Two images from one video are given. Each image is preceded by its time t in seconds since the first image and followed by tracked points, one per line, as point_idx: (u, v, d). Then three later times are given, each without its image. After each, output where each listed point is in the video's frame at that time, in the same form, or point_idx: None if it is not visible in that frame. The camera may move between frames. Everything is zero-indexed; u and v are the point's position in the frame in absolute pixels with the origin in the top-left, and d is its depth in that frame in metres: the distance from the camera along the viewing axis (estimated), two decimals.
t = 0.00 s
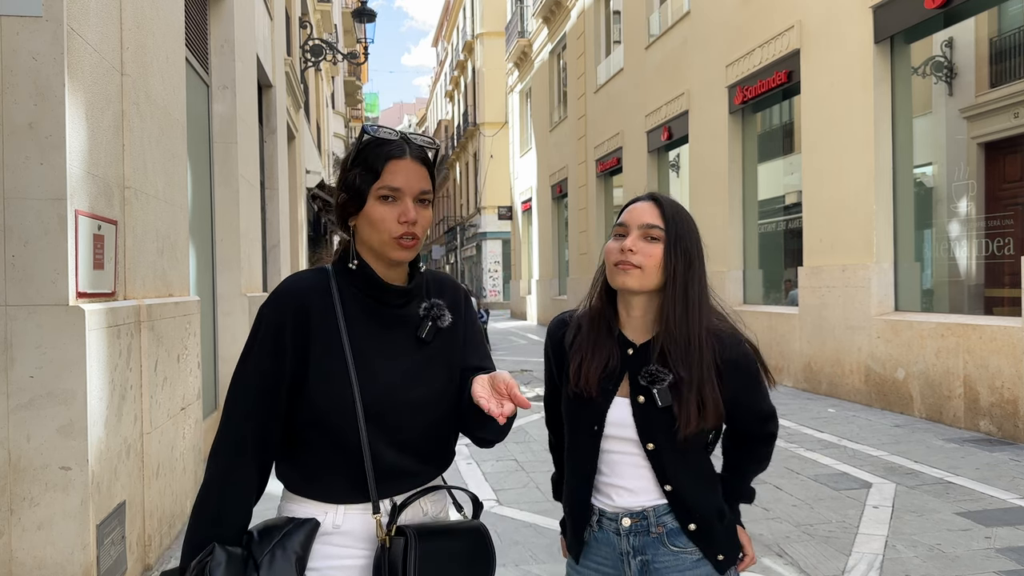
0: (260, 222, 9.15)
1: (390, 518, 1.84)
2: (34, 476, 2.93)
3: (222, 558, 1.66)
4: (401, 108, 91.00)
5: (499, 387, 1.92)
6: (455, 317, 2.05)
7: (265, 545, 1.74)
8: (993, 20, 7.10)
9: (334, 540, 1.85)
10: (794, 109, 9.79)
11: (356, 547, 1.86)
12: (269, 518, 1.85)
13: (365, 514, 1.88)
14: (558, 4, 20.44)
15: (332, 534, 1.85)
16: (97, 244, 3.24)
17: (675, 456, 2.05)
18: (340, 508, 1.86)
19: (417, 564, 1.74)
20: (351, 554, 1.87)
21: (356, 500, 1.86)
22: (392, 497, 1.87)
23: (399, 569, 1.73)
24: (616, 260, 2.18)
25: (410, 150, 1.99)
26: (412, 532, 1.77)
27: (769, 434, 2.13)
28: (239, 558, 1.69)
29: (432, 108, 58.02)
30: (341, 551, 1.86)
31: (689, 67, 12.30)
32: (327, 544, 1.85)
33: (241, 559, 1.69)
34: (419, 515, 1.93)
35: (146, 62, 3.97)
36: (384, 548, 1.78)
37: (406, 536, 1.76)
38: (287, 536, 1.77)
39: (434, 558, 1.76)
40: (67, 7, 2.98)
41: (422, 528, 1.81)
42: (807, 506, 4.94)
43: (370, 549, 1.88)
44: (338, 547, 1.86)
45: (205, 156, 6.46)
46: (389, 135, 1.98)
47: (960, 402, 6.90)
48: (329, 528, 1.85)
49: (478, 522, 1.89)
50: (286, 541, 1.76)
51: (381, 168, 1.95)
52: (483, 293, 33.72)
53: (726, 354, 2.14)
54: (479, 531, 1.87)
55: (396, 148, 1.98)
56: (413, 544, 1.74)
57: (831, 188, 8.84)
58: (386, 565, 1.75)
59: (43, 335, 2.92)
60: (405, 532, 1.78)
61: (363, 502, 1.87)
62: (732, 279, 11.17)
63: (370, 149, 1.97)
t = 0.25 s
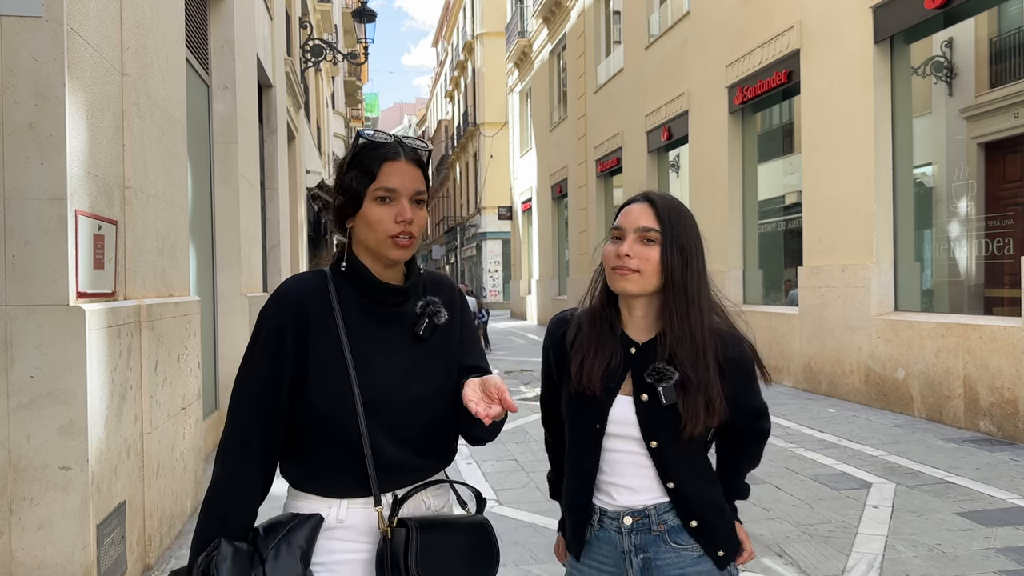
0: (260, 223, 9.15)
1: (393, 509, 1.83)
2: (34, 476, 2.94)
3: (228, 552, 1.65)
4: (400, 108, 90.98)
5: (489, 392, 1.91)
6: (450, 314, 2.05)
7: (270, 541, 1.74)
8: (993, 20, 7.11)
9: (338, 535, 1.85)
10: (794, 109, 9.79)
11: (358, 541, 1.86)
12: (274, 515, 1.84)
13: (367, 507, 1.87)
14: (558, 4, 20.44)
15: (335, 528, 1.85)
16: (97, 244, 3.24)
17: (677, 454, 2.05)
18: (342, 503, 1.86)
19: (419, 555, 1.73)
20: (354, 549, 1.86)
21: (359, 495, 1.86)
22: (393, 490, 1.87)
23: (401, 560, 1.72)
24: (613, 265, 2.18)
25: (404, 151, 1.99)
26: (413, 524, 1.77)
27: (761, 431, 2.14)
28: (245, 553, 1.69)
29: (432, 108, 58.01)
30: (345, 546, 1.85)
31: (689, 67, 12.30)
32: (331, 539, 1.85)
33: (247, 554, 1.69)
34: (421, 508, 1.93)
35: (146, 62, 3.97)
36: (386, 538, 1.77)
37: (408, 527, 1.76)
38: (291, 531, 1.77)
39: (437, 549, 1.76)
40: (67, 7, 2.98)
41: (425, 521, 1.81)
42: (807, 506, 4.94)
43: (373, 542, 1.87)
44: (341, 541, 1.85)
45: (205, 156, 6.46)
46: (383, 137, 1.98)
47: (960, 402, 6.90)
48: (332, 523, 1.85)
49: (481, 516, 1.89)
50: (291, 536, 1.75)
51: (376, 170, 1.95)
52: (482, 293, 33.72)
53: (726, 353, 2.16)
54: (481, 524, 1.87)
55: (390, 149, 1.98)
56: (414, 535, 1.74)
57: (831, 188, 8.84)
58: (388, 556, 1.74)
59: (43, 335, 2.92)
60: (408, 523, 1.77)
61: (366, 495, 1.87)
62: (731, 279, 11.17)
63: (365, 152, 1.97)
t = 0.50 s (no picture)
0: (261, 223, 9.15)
1: (392, 500, 1.83)
2: (34, 476, 2.94)
3: (224, 543, 1.66)
4: (400, 108, 90.96)
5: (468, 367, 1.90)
6: (449, 306, 2.05)
7: (268, 532, 1.74)
8: (993, 20, 7.11)
9: (337, 528, 1.84)
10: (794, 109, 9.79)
11: (359, 534, 1.85)
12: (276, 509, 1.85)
13: (368, 501, 1.86)
14: (558, 4, 20.44)
15: (335, 522, 1.84)
16: (97, 244, 3.25)
17: (676, 454, 2.06)
18: (343, 497, 1.85)
19: (418, 546, 1.73)
20: (354, 542, 1.85)
21: (359, 488, 1.85)
22: (393, 483, 1.86)
23: (400, 551, 1.72)
24: (617, 262, 2.18)
25: (405, 154, 1.99)
26: (413, 515, 1.77)
27: (755, 424, 2.16)
28: (242, 545, 1.69)
29: (432, 108, 58.01)
30: (345, 541, 1.85)
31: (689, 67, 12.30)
32: (332, 532, 1.84)
33: (243, 545, 1.69)
34: (420, 502, 1.90)
35: (146, 62, 3.97)
36: (385, 529, 1.78)
37: (407, 517, 1.77)
38: (290, 524, 1.76)
39: (436, 541, 1.76)
40: (67, 7, 2.98)
41: (424, 513, 1.81)
42: (807, 505, 4.94)
43: (373, 536, 1.86)
44: (342, 534, 1.85)
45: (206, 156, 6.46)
46: (384, 141, 1.98)
47: (960, 402, 6.90)
48: (332, 517, 1.84)
49: (483, 513, 1.89)
50: (289, 529, 1.75)
51: (378, 172, 1.95)
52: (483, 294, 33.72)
53: (721, 350, 2.17)
54: (481, 520, 1.87)
55: (391, 152, 1.98)
56: (413, 525, 1.75)
57: (831, 188, 8.84)
58: (389, 547, 1.75)
59: (43, 336, 2.92)
60: (407, 514, 1.78)
61: (366, 490, 1.86)
62: (732, 279, 11.17)
63: (366, 155, 1.97)
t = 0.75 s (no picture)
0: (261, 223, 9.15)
1: (397, 493, 1.85)
2: (34, 476, 2.94)
3: (221, 540, 1.67)
4: (400, 109, 90.94)
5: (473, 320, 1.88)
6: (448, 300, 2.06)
7: (268, 528, 1.75)
8: (993, 20, 7.11)
9: (343, 521, 1.86)
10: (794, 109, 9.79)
11: (365, 527, 1.87)
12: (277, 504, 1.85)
13: (373, 495, 1.88)
14: (558, 4, 20.44)
15: (342, 515, 1.86)
16: (97, 244, 3.25)
17: (676, 454, 2.06)
18: (350, 491, 1.87)
19: (424, 538, 1.75)
20: (361, 534, 1.87)
21: (365, 482, 1.86)
22: (395, 478, 1.88)
23: (406, 544, 1.74)
24: (615, 262, 2.17)
25: (402, 149, 1.99)
26: (418, 508, 1.79)
27: (755, 424, 2.17)
28: (240, 541, 1.70)
29: (432, 108, 58.01)
30: (351, 533, 1.87)
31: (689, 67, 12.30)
32: (338, 525, 1.86)
33: (240, 541, 1.70)
34: (425, 497, 1.91)
35: (146, 62, 3.97)
36: (391, 522, 1.80)
37: (412, 511, 1.78)
38: (289, 520, 1.77)
39: (441, 534, 1.78)
40: (67, 7, 2.98)
41: (429, 506, 1.82)
42: (807, 505, 4.94)
43: (378, 528, 1.88)
44: (347, 527, 1.86)
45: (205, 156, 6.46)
46: (381, 136, 1.96)
47: (960, 402, 6.90)
48: (340, 510, 1.86)
49: (482, 502, 1.89)
50: (288, 525, 1.75)
51: (382, 167, 1.93)
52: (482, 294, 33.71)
53: (720, 349, 2.17)
54: (482, 510, 1.87)
55: (390, 148, 1.96)
56: (418, 519, 1.76)
57: (831, 188, 8.84)
58: (394, 540, 1.76)
59: (42, 336, 2.92)
60: (412, 507, 1.79)
61: (371, 485, 1.87)
62: (732, 279, 11.17)
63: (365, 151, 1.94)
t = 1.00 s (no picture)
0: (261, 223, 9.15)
1: (408, 494, 1.85)
2: (34, 476, 2.94)
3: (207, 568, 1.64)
4: (400, 108, 90.92)
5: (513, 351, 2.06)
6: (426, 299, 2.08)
7: (258, 547, 1.72)
8: (993, 20, 7.10)
9: (351, 524, 1.87)
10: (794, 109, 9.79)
11: (375, 528, 1.89)
12: (266, 517, 1.82)
13: (383, 496, 1.90)
14: (558, 4, 20.44)
15: (352, 516, 1.86)
16: (97, 244, 3.25)
17: (674, 451, 2.06)
18: (358, 492, 1.87)
19: (443, 536, 1.79)
20: (371, 535, 1.89)
21: (373, 483, 1.87)
22: (404, 476, 1.89)
23: (427, 544, 1.77)
24: (612, 268, 2.17)
25: (402, 151, 1.96)
26: (432, 507, 1.81)
27: (757, 425, 2.17)
28: (232, 565, 1.68)
29: (432, 108, 58.00)
30: (359, 535, 1.88)
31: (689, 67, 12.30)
32: (346, 527, 1.87)
33: (231, 566, 1.68)
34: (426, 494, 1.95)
35: (146, 62, 3.97)
36: (406, 523, 1.80)
37: (429, 510, 1.81)
38: (280, 537, 1.75)
39: (455, 530, 1.83)
40: (67, 8, 2.98)
41: (440, 504, 1.85)
42: (807, 505, 4.94)
43: (388, 528, 1.91)
44: (354, 529, 1.87)
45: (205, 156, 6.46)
46: (386, 136, 1.91)
47: (960, 402, 6.90)
48: (352, 511, 1.86)
49: (471, 493, 1.96)
50: (278, 544, 1.72)
51: (388, 169, 1.89)
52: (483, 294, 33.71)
53: (721, 346, 2.17)
54: (474, 502, 1.94)
55: (393, 149, 1.93)
56: (435, 517, 1.79)
57: (831, 188, 8.84)
58: (412, 541, 1.78)
59: (42, 336, 2.92)
60: (427, 506, 1.82)
61: (381, 484, 1.89)
62: (732, 279, 11.17)
63: (370, 149, 1.88)
